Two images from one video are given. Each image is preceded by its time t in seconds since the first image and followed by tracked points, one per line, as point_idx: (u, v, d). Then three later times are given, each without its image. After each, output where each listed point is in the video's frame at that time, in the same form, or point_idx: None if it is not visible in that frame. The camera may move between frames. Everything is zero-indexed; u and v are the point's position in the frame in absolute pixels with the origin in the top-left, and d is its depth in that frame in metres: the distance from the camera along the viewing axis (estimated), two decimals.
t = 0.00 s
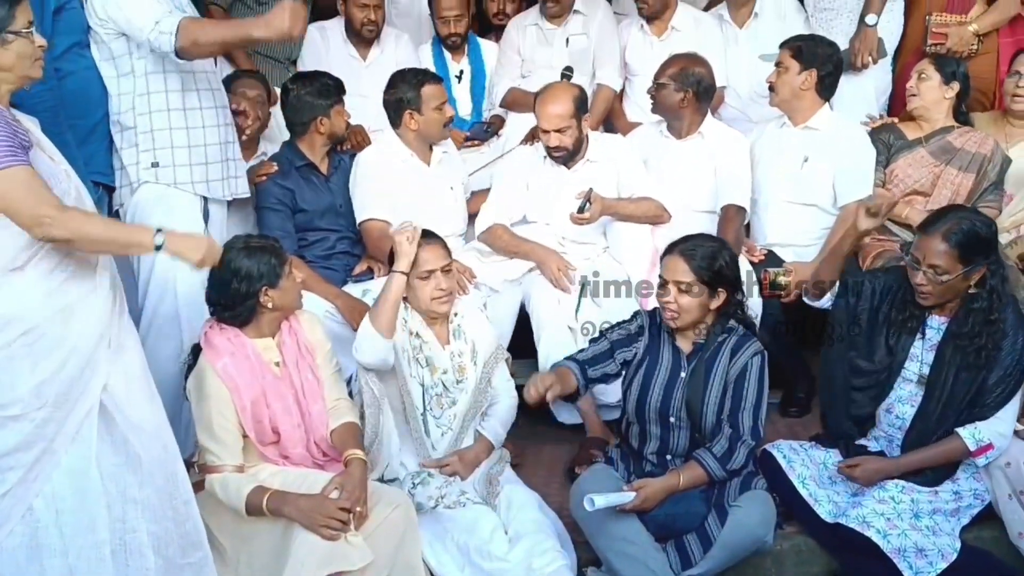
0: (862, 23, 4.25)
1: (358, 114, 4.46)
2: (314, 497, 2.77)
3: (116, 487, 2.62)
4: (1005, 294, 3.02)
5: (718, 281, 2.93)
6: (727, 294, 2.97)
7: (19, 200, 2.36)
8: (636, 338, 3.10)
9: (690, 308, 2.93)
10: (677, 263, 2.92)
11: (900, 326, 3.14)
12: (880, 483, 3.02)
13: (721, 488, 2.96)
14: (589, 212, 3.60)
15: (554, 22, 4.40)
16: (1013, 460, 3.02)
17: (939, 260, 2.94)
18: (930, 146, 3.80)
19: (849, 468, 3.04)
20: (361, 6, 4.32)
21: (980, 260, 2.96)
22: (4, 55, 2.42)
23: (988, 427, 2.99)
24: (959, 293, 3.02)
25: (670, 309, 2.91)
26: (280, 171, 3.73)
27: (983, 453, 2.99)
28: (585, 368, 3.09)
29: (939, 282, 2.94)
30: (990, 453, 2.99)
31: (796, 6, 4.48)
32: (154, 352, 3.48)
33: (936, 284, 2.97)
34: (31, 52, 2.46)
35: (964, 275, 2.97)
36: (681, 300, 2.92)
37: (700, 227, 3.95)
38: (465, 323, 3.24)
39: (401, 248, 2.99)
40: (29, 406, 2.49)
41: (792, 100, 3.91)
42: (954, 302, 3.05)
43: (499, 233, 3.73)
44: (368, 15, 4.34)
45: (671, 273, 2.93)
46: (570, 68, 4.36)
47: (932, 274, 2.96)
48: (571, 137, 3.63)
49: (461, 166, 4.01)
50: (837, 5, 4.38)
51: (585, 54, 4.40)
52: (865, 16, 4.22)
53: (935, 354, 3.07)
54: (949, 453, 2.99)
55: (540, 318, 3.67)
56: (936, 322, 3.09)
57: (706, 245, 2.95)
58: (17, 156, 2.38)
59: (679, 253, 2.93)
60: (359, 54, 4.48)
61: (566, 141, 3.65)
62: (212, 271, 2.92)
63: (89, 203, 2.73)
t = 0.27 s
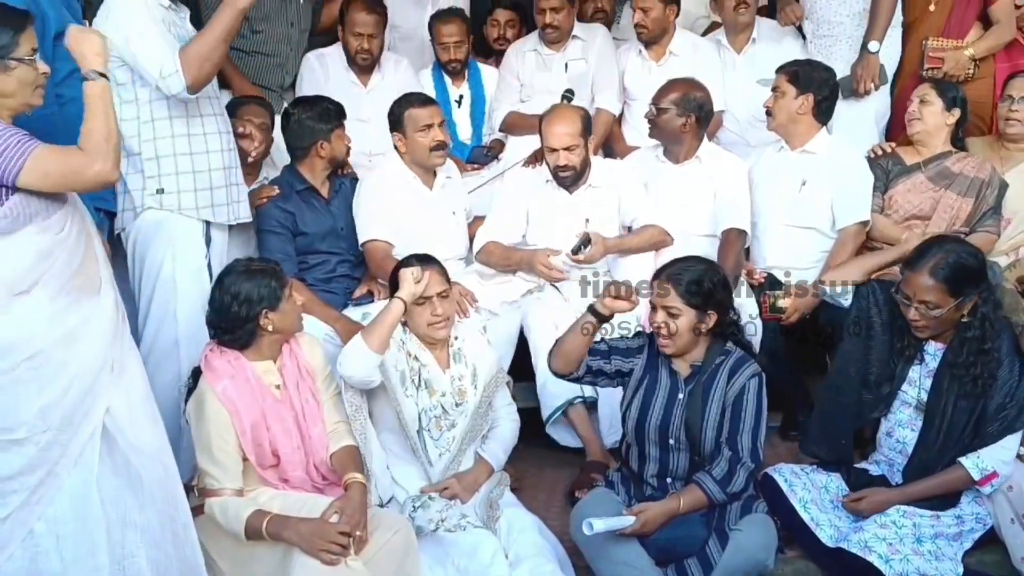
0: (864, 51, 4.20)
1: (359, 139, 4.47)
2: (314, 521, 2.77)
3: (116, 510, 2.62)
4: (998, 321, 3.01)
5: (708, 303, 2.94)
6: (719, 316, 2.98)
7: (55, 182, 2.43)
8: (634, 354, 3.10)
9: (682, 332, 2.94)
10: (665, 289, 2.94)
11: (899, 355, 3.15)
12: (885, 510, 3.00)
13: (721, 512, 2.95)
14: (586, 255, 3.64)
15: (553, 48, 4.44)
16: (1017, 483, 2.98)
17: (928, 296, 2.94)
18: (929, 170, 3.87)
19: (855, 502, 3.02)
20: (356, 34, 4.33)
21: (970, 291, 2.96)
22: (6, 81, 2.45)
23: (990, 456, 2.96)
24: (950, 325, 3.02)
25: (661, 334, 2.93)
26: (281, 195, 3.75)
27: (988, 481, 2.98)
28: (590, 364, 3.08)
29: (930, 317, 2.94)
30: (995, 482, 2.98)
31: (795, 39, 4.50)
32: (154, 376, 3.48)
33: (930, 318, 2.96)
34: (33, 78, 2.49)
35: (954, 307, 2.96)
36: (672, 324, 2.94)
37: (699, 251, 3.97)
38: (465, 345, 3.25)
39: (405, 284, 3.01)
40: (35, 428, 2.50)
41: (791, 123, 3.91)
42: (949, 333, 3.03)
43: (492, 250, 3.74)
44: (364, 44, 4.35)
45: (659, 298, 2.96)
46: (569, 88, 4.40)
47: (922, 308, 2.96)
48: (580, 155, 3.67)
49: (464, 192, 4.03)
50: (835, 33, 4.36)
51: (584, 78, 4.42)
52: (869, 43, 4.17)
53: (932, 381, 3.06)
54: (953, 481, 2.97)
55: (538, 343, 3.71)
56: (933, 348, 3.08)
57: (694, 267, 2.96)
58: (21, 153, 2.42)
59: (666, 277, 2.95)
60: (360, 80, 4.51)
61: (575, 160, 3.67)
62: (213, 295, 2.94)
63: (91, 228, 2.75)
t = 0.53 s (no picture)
0: (871, 70, 4.15)
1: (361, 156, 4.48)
2: (314, 539, 2.76)
3: (123, 525, 2.62)
4: (995, 339, 2.99)
5: (704, 319, 2.94)
6: (715, 332, 2.98)
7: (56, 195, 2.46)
8: (634, 369, 3.09)
9: (679, 349, 2.94)
10: (660, 305, 2.94)
11: (897, 375, 3.12)
12: (887, 527, 2.99)
13: (723, 529, 2.94)
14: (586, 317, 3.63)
15: (553, 65, 4.46)
16: (1018, 499, 3.01)
17: (923, 315, 2.93)
18: (929, 189, 3.83)
19: (856, 520, 3.02)
20: (344, 63, 4.35)
21: (965, 309, 2.95)
22: (7, 102, 2.47)
23: (991, 472, 2.95)
24: (945, 344, 3.01)
25: (659, 351, 2.94)
26: (282, 212, 3.74)
27: (991, 499, 2.96)
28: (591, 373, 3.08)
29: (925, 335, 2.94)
30: (997, 499, 2.96)
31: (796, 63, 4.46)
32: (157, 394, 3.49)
33: (925, 336, 2.96)
34: (34, 99, 2.50)
35: (950, 326, 2.96)
36: (669, 341, 2.94)
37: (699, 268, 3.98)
38: (464, 363, 3.25)
39: (403, 301, 3.01)
40: (44, 444, 2.51)
41: (790, 141, 3.91)
42: (946, 351, 3.03)
43: (502, 276, 3.76)
44: (350, 73, 4.37)
45: (654, 315, 2.96)
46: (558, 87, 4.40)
47: (918, 327, 2.95)
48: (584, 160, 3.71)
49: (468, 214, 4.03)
50: (840, 51, 4.29)
51: (584, 95, 4.43)
52: (875, 62, 4.13)
53: (930, 400, 3.05)
54: (954, 500, 2.96)
55: (541, 361, 3.71)
56: (931, 366, 3.06)
57: (686, 284, 2.96)
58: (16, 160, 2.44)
59: (663, 294, 2.95)
60: (359, 100, 4.51)
61: (579, 165, 3.72)
62: (213, 312, 2.94)
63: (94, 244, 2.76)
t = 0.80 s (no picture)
0: (874, 87, 4.16)
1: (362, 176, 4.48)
2: (314, 558, 2.78)
3: (123, 545, 2.62)
4: (995, 358, 2.98)
5: (704, 336, 2.93)
6: (716, 349, 2.98)
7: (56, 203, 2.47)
8: (638, 386, 3.09)
9: (681, 366, 2.93)
10: (661, 323, 2.95)
11: (897, 398, 3.06)
12: (889, 547, 2.98)
13: (725, 547, 2.94)
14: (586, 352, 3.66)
15: (553, 84, 4.46)
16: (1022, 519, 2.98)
17: (924, 332, 2.90)
18: (931, 208, 3.81)
19: (859, 540, 3.00)
20: (345, 89, 4.34)
21: (966, 327, 2.93)
22: (9, 121, 2.49)
23: (994, 492, 2.94)
24: (945, 363, 2.98)
25: (660, 368, 2.93)
26: (284, 230, 3.76)
27: (994, 519, 2.95)
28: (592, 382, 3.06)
29: (925, 352, 2.91)
30: (1001, 518, 2.95)
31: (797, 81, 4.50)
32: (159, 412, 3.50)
33: (926, 353, 2.93)
34: (36, 118, 2.52)
35: (950, 344, 2.93)
36: (670, 359, 2.94)
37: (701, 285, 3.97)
38: (465, 381, 3.25)
39: (401, 316, 3.00)
40: (44, 462, 2.52)
41: (791, 158, 3.92)
42: (947, 370, 3.00)
43: (508, 305, 3.75)
44: (352, 98, 4.37)
45: (655, 333, 2.96)
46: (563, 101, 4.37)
47: (918, 344, 2.92)
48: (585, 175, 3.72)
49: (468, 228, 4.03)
50: (842, 69, 4.30)
51: (585, 113, 4.45)
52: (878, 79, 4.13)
53: (931, 420, 3.03)
54: (958, 519, 2.95)
55: (541, 378, 3.70)
56: (931, 387, 3.04)
57: (685, 301, 2.96)
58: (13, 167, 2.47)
59: (662, 313, 2.95)
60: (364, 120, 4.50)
61: (581, 179, 3.72)
62: (213, 331, 2.95)
63: (96, 260, 2.77)
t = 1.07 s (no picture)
0: (873, 103, 4.17)
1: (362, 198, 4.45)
2: None
3: (120, 565, 2.62)
4: (991, 377, 2.99)
5: (706, 353, 2.93)
6: (719, 366, 2.97)
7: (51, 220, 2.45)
8: (641, 408, 3.08)
9: (683, 384, 2.93)
10: (663, 340, 2.95)
11: (897, 411, 3.11)
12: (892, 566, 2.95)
13: (728, 566, 2.92)
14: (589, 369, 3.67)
15: (553, 102, 4.47)
16: None
17: (914, 345, 2.94)
18: (931, 225, 3.82)
19: (860, 561, 2.99)
20: (353, 107, 4.36)
21: (959, 344, 2.95)
22: (10, 141, 2.51)
23: (996, 510, 2.91)
24: (939, 376, 3.00)
25: (661, 385, 2.93)
26: (286, 245, 3.76)
27: (995, 538, 2.91)
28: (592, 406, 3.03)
29: (916, 367, 2.95)
30: (1002, 537, 2.90)
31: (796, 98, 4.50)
32: (160, 430, 3.50)
33: (916, 367, 2.96)
34: (37, 138, 2.54)
35: (942, 359, 2.95)
36: (672, 376, 2.93)
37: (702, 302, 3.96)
38: (466, 400, 3.24)
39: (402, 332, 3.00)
40: (40, 481, 2.52)
41: (792, 175, 3.92)
42: (942, 385, 3.02)
43: (508, 325, 3.75)
44: (360, 116, 4.38)
45: (658, 350, 2.96)
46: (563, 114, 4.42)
47: (909, 357, 2.96)
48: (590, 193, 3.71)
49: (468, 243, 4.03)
50: (843, 86, 4.31)
51: (586, 132, 4.45)
52: (877, 96, 4.15)
53: (931, 436, 3.03)
54: (960, 538, 2.92)
55: (541, 396, 3.70)
56: (930, 401, 3.06)
57: (689, 318, 2.96)
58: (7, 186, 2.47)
59: (665, 328, 2.96)
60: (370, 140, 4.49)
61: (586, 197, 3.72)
62: (212, 349, 2.96)
63: (97, 277, 2.77)
